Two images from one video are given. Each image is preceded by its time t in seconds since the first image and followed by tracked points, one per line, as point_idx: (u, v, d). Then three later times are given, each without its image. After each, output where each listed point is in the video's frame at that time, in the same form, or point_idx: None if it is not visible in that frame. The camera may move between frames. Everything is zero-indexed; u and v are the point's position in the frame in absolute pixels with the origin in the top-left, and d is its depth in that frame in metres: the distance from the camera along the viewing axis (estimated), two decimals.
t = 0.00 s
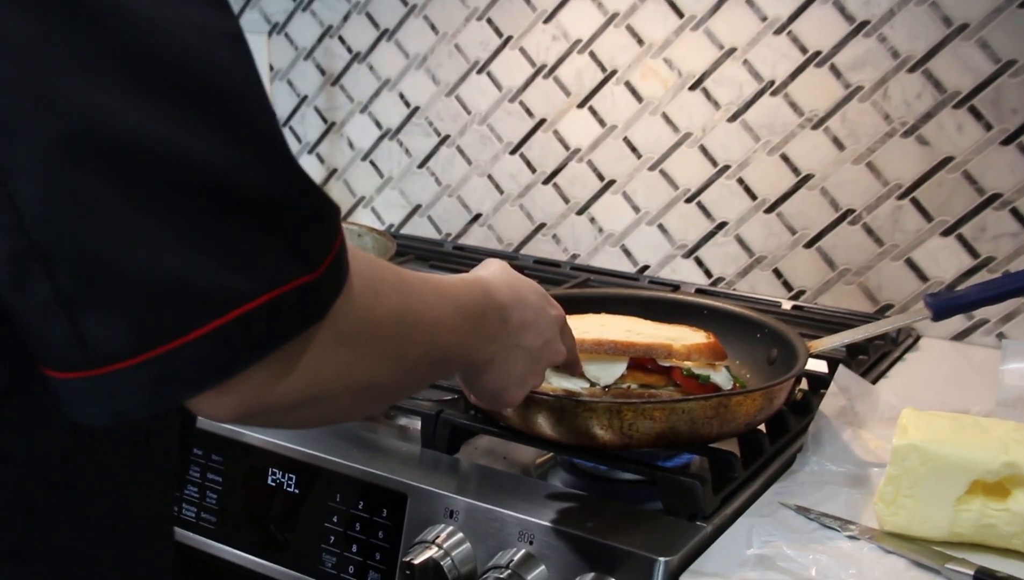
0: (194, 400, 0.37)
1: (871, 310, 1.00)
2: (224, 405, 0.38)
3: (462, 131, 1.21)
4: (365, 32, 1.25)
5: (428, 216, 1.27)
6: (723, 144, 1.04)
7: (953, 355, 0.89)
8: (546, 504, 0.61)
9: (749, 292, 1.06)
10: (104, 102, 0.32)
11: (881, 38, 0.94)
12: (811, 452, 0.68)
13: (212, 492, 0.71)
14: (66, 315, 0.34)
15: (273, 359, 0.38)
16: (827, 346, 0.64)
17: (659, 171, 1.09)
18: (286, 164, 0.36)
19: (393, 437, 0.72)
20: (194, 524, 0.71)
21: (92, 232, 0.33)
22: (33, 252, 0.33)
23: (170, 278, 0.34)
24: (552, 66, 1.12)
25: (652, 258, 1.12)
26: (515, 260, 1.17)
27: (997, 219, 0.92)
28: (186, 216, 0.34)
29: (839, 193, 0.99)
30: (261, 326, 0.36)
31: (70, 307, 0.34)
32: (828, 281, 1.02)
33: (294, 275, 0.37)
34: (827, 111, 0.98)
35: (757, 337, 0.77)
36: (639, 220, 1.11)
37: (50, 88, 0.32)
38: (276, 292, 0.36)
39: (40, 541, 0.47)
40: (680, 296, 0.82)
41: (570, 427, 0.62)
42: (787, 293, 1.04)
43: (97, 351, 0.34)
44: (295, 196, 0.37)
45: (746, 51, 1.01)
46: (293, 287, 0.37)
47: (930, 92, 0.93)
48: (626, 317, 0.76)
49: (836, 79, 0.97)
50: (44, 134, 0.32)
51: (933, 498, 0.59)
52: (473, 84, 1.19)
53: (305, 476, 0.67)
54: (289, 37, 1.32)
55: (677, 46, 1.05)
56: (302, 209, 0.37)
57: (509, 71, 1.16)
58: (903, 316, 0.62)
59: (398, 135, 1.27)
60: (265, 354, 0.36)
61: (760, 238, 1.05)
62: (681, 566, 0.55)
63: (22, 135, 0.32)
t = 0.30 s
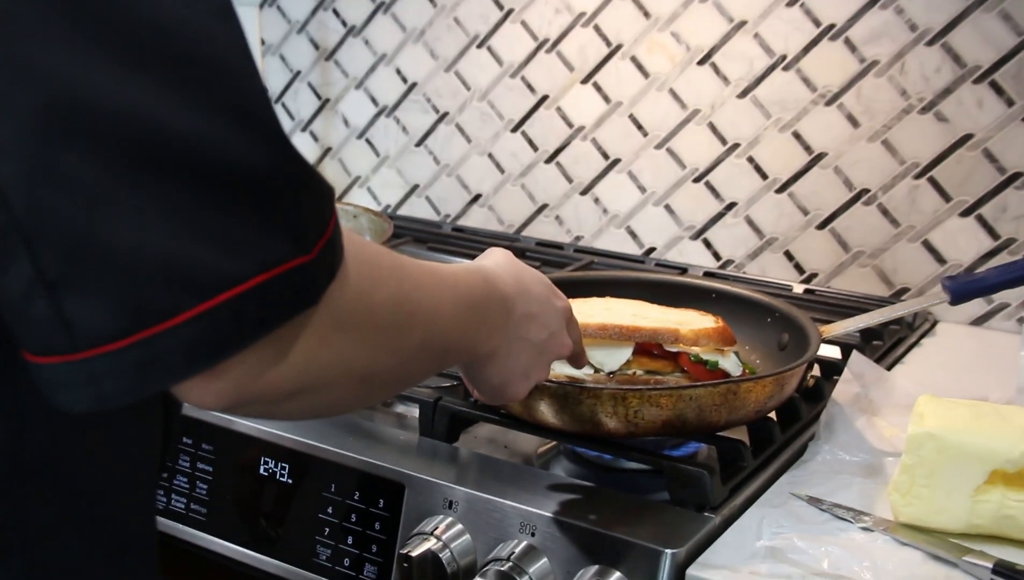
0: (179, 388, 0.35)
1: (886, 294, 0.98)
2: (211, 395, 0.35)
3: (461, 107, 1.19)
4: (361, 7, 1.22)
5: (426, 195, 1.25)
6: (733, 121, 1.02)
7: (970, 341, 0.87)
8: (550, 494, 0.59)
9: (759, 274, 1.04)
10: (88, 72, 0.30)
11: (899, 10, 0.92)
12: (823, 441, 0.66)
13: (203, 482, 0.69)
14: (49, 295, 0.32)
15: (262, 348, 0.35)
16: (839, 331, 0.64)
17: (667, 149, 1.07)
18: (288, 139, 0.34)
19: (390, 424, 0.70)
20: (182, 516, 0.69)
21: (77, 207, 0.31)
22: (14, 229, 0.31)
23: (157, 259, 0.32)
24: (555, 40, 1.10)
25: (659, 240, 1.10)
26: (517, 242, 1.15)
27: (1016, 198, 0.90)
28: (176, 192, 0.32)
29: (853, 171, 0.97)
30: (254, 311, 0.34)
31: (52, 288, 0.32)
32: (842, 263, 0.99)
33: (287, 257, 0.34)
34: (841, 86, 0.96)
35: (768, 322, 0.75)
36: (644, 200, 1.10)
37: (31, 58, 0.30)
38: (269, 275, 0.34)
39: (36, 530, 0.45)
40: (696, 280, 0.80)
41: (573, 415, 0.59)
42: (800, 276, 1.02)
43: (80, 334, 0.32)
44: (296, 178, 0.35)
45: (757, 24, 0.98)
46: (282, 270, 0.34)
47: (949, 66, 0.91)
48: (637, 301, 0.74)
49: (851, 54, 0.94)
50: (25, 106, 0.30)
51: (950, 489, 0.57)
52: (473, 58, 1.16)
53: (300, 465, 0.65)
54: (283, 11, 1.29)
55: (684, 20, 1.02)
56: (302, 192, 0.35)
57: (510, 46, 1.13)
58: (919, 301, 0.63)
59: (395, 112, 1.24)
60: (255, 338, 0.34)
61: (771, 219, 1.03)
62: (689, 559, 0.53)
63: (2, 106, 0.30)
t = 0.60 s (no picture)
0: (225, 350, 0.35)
1: (893, 283, 0.97)
2: (267, 362, 0.35)
3: (460, 93, 1.17)
4: None
5: (425, 183, 1.24)
6: (738, 108, 1.01)
7: (979, 331, 0.86)
8: (553, 488, 0.57)
9: (764, 264, 1.03)
10: (85, 43, 0.28)
11: None
12: (830, 434, 0.65)
13: (196, 475, 0.68)
14: (60, 281, 0.30)
15: (305, 318, 0.34)
16: (845, 322, 0.64)
17: (670, 136, 1.05)
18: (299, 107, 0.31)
19: (388, 417, 0.68)
20: (177, 510, 0.68)
21: (88, 185, 0.29)
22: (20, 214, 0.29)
23: (171, 239, 0.30)
24: (557, 25, 1.08)
25: (662, 229, 1.09)
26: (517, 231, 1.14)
27: None
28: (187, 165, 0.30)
29: (860, 158, 0.96)
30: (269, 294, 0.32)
31: (65, 272, 0.30)
32: (849, 253, 0.98)
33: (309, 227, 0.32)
34: (848, 72, 0.94)
35: (775, 311, 0.74)
36: (647, 188, 1.08)
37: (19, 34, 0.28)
38: (293, 247, 0.32)
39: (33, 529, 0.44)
40: (700, 270, 0.79)
41: (574, 407, 0.58)
42: (805, 266, 1.01)
43: (98, 318, 0.30)
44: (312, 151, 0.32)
45: (763, 9, 0.97)
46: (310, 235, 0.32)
47: (959, 51, 0.89)
48: (639, 291, 0.73)
49: (859, 39, 0.93)
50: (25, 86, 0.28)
51: (958, 481, 0.55)
52: (473, 42, 1.15)
53: (296, 459, 0.64)
54: None
55: (687, 4, 1.01)
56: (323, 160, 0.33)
57: (510, 31, 1.12)
58: (928, 292, 0.63)
59: (394, 97, 1.23)
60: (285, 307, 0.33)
61: (775, 208, 1.01)
62: (692, 554, 0.52)
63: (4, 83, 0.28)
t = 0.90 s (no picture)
0: (347, 285, 0.34)
1: (893, 277, 0.97)
2: (426, 287, 0.36)
3: (460, 88, 1.18)
4: None
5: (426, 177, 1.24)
6: (739, 102, 1.01)
7: (978, 325, 0.86)
8: (556, 482, 0.57)
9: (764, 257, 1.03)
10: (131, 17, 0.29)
11: None
12: (830, 427, 0.65)
13: (196, 470, 0.68)
14: (174, 241, 0.31)
15: (439, 225, 0.35)
16: (845, 316, 0.64)
17: (670, 130, 1.05)
18: (350, 77, 0.32)
19: (388, 411, 0.68)
20: (177, 505, 0.68)
21: (197, 144, 0.30)
22: (125, 188, 0.30)
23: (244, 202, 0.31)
24: (558, 19, 1.08)
25: (663, 223, 1.09)
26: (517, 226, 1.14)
27: None
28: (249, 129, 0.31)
29: (860, 152, 0.96)
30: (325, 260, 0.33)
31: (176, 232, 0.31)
32: (849, 246, 0.98)
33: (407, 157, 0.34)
34: (848, 65, 0.94)
35: (776, 305, 0.74)
36: (648, 182, 1.08)
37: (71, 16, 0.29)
38: (393, 176, 0.33)
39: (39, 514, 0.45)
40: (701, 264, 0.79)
41: (574, 401, 0.58)
42: (805, 259, 1.01)
43: (213, 273, 0.32)
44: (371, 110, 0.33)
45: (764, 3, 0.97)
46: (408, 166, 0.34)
47: (959, 44, 0.89)
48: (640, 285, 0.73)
49: (859, 32, 0.93)
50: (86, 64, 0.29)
51: (959, 475, 0.55)
52: (473, 37, 1.15)
53: (296, 452, 0.64)
54: None
55: None
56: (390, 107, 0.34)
57: (510, 25, 1.12)
58: (927, 285, 0.63)
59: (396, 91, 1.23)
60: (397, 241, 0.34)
61: (775, 202, 1.01)
62: (692, 548, 0.52)
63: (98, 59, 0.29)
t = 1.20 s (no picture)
0: (373, 310, 0.35)
1: (899, 276, 0.97)
2: (444, 314, 0.38)
3: (465, 87, 1.18)
4: None
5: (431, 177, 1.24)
6: (743, 101, 1.01)
7: (984, 324, 0.86)
8: (561, 482, 0.57)
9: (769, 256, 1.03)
10: (148, 27, 0.30)
11: None
12: (834, 427, 0.65)
13: (201, 470, 0.68)
14: (191, 261, 0.31)
15: (460, 255, 0.37)
16: (850, 315, 0.64)
17: (675, 129, 1.05)
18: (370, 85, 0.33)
19: (394, 411, 0.68)
20: (181, 503, 0.68)
21: (213, 161, 0.31)
22: (141, 205, 0.31)
23: (256, 217, 0.31)
24: (562, 18, 1.08)
25: (667, 222, 1.09)
26: (522, 224, 1.14)
27: None
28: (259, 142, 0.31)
29: (865, 150, 0.96)
30: (336, 276, 0.33)
31: (194, 252, 0.31)
32: (854, 245, 0.98)
33: (428, 180, 0.35)
34: (852, 64, 0.94)
35: (780, 304, 0.74)
36: (652, 181, 1.08)
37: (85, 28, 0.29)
38: (415, 200, 0.34)
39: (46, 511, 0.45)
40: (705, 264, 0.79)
41: (578, 400, 0.58)
42: (810, 258, 1.01)
43: (228, 292, 0.32)
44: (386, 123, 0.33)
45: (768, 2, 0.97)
46: (429, 193, 0.35)
47: (964, 43, 0.89)
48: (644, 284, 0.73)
49: (864, 31, 0.93)
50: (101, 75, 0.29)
51: (964, 474, 0.55)
52: (477, 36, 1.15)
53: (300, 453, 0.64)
54: None
55: None
56: (409, 121, 0.34)
57: (514, 24, 1.12)
58: (933, 284, 0.63)
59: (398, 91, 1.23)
60: (416, 266, 0.35)
61: (780, 201, 1.01)
62: (696, 548, 0.51)
63: (116, 74, 0.29)
